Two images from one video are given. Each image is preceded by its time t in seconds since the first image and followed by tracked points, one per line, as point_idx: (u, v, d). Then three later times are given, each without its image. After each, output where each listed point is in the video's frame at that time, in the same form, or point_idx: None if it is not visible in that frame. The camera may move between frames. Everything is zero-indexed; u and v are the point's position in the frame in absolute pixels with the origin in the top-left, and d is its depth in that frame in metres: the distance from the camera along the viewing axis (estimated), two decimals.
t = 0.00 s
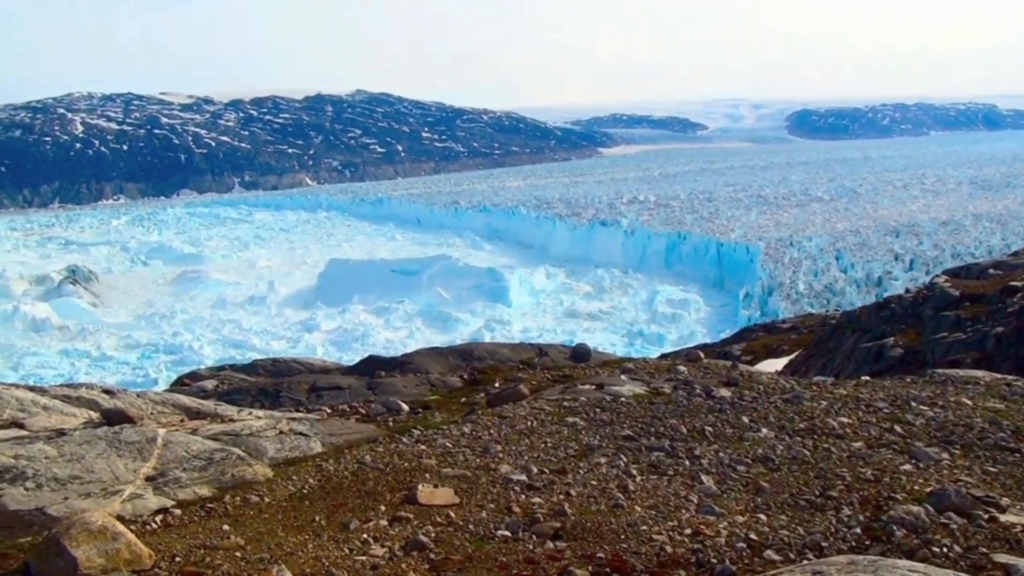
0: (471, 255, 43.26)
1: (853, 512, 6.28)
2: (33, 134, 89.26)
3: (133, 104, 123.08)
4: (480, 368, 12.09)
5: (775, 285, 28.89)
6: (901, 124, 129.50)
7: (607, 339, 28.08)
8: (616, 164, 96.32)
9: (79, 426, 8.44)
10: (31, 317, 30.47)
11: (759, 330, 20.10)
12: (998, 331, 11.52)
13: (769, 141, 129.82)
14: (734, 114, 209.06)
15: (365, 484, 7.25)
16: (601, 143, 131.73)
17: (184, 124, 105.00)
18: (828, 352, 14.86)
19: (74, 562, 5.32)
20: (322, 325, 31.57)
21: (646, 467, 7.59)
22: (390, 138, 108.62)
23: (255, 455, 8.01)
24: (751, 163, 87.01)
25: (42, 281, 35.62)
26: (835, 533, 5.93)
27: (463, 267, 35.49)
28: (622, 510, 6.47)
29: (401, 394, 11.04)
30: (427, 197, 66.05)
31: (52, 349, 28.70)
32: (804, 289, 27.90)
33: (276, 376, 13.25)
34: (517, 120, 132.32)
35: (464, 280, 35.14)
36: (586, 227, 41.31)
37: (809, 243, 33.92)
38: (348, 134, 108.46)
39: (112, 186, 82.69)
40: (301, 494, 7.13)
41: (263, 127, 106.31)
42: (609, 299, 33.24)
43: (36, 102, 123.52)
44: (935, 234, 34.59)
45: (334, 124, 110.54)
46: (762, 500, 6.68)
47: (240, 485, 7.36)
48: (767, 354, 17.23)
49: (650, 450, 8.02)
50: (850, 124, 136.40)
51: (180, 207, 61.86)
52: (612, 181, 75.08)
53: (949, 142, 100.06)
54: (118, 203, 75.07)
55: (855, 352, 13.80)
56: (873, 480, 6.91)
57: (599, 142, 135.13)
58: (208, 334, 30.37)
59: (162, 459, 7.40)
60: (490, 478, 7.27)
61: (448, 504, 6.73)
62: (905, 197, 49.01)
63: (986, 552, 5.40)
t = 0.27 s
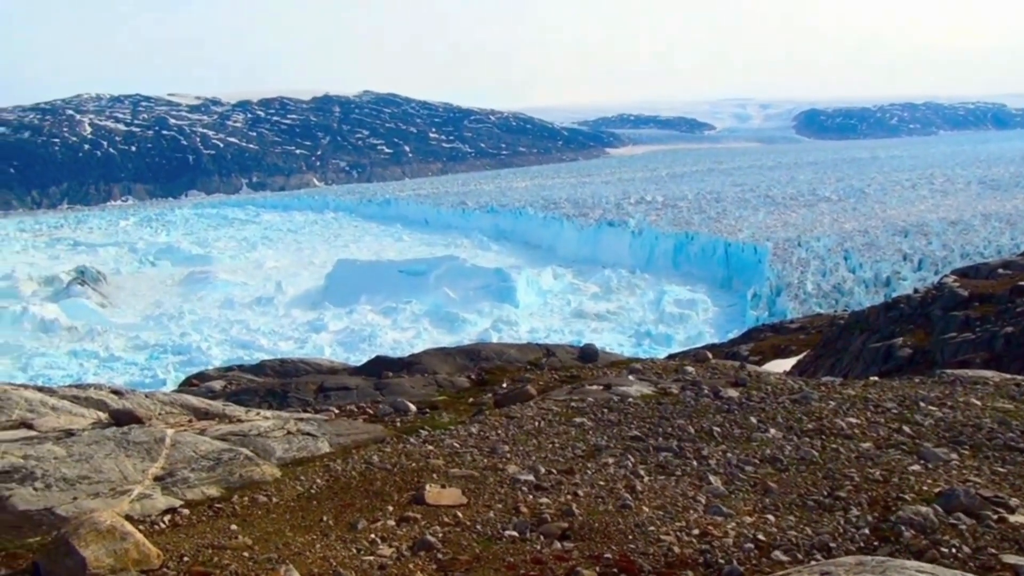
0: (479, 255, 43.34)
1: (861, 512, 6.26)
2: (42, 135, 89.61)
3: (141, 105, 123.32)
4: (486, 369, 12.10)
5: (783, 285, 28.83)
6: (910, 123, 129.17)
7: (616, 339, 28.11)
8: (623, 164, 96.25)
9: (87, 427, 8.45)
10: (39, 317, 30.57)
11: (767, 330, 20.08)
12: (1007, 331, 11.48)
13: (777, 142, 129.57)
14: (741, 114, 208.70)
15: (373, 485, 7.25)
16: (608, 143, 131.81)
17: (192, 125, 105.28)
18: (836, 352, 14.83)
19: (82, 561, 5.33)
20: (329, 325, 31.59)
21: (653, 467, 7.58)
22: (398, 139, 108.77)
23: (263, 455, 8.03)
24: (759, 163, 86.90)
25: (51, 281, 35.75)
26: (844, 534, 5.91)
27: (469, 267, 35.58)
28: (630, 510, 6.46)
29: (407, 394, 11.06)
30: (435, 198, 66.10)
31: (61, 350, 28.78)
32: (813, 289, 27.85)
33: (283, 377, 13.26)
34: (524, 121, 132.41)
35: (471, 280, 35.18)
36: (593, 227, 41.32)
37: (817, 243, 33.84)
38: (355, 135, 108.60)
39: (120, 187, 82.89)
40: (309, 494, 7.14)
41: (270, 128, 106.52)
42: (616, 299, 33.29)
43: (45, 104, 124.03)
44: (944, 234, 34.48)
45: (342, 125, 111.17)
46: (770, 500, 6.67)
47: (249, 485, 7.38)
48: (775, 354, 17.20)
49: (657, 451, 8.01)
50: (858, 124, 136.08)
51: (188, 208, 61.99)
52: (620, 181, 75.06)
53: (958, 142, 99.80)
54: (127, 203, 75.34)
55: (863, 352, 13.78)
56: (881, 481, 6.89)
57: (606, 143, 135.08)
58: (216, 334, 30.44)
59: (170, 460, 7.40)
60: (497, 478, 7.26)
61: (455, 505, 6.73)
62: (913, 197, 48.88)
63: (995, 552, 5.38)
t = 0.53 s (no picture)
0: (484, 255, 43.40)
1: (867, 512, 6.25)
2: (47, 137, 89.86)
3: (147, 107, 123.54)
4: (492, 369, 12.10)
5: (789, 285, 28.80)
6: (915, 122, 128.86)
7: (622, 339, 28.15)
8: (628, 164, 96.19)
9: (94, 428, 8.46)
10: (45, 319, 30.62)
11: (773, 330, 20.04)
12: (1015, 331, 11.44)
13: (782, 141, 129.38)
14: (746, 114, 208.47)
15: (379, 486, 7.25)
16: (613, 143, 131.72)
17: (197, 127, 105.44)
18: (842, 352, 14.80)
19: (90, 563, 5.34)
20: (334, 326, 31.63)
21: (659, 467, 7.57)
22: (402, 140, 108.82)
23: (269, 456, 8.03)
24: (765, 162, 86.74)
25: (57, 283, 35.82)
26: (850, 533, 5.90)
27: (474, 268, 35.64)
28: (636, 511, 6.45)
29: (413, 395, 11.07)
30: (440, 198, 66.13)
31: (67, 352, 28.83)
32: (818, 289, 27.82)
33: (289, 377, 13.28)
34: (529, 121, 132.34)
35: (477, 281, 35.25)
36: (597, 227, 41.35)
37: (822, 243, 33.79)
38: (360, 136, 108.70)
39: (126, 188, 83.06)
40: (315, 495, 7.14)
41: (275, 130, 106.71)
42: (621, 299, 33.31)
43: (51, 106, 124.36)
44: (950, 233, 34.39)
45: (347, 126, 111.34)
46: (776, 500, 6.65)
47: (255, 486, 7.39)
48: (781, 354, 17.18)
49: (663, 451, 8.00)
50: (864, 124, 135.85)
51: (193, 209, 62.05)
52: (625, 181, 75.01)
53: (964, 141, 99.55)
54: (133, 205, 75.50)
55: (869, 351, 13.75)
56: (888, 480, 6.87)
57: (611, 142, 134.98)
58: (222, 335, 30.49)
59: (176, 461, 7.41)
60: (503, 479, 7.27)
61: (461, 505, 6.72)
62: (919, 196, 48.77)
63: (1002, 552, 5.37)
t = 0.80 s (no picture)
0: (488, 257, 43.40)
1: (872, 514, 6.23)
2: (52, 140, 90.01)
3: (151, 110, 123.74)
4: (496, 371, 12.10)
5: (793, 285, 28.77)
6: (920, 122, 128.66)
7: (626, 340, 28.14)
8: (632, 165, 96.15)
9: (99, 430, 8.47)
10: (51, 321, 30.67)
11: (778, 331, 20.02)
12: (1021, 331, 11.41)
13: (786, 142, 129.24)
14: (749, 115, 208.35)
15: (384, 487, 7.25)
16: (617, 144, 131.71)
17: (201, 129, 105.61)
18: (848, 353, 14.77)
19: (95, 563, 5.34)
20: (338, 328, 31.64)
21: (664, 468, 7.56)
22: (406, 142, 108.93)
23: (273, 458, 8.04)
24: (770, 163, 86.63)
25: (62, 285, 35.89)
26: (855, 535, 5.88)
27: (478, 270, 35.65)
28: (641, 512, 6.44)
29: (418, 396, 11.08)
30: (444, 199, 66.15)
31: (72, 353, 28.88)
32: (823, 289, 27.77)
33: (294, 379, 13.29)
34: (533, 123, 132.35)
35: (481, 282, 35.26)
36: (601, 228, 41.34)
37: (827, 243, 33.72)
38: (364, 138, 108.80)
39: (131, 191, 83.21)
40: (320, 496, 7.13)
41: (279, 132, 106.85)
42: (626, 300, 33.30)
43: (56, 108, 124.56)
44: (955, 234, 34.32)
45: (352, 128, 111.51)
46: (781, 501, 6.64)
47: (259, 487, 7.39)
48: (786, 355, 17.15)
49: (667, 452, 7.99)
50: (868, 124, 135.67)
51: (197, 211, 62.12)
52: (630, 182, 74.99)
53: (969, 141, 99.36)
54: (138, 207, 75.58)
55: (874, 352, 13.72)
56: (893, 481, 6.85)
57: (615, 143, 134.93)
58: (226, 337, 30.53)
59: (181, 462, 7.42)
60: (507, 480, 7.26)
61: (466, 507, 6.72)
62: (924, 196, 48.71)
63: (1009, 553, 5.35)
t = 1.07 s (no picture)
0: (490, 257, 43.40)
1: (874, 514, 6.22)
2: (54, 140, 90.09)
3: (152, 110, 123.82)
4: (498, 371, 12.10)
5: (795, 286, 28.76)
6: (921, 122, 128.65)
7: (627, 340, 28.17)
8: (634, 166, 96.17)
9: (100, 430, 8.48)
10: (52, 322, 30.70)
11: (780, 332, 20.02)
12: (1022, 331, 11.40)
13: (788, 142, 129.21)
14: (751, 116, 208.33)
15: (385, 488, 7.25)
16: (618, 145, 131.76)
17: (203, 130, 105.67)
18: (849, 353, 14.77)
19: (96, 564, 5.35)
20: (339, 329, 31.65)
21: (665, 468, 7.56)
22: (408, 142, 108.98)
23: (274, 458, 8.03)
24: (771, 163, 86.64)
25: (64, 286, 35.91)
26: (856, 535, 5.88)
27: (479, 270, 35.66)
28: (642, 512, 6.44)
29: (420, 396, 11.09)
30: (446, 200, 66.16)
31: (73, 354, 28.90)
32: (824, 290, 27.76)
33: (295, 379, 13.30)
34: (534, 124, 132.39)
35: (482, 282, 35.28)
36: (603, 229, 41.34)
37: (828, 244, 33.71)
38: (365, 139, 108.85)
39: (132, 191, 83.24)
40: (321, 497, 7.13)
41: (281, 133, 106.94)
42: (627, 301, 33.30)
43: (58, 109, 124.67)
44: (956, 235, 34.31)
45: (353, 128, 111.64)
46: (783, 502, 6.63)
47: (261, 488, 7.38)
48: (787, 356, 17.15)
49: (668, 453, 7.99)
50: (870, 125, 135.70)
51: (199, 212, 62.16)
52: (631, 183, 74.99)
53: (971, 141, 99.36)
54: (140, 207, 75.67)
55: (875, 352, 13.72)
56: (894, 482, 6.85)
57: (617, 144, 134.96)
58: (227, 338, 30.55)
59: (182, 463, 7.43)
60: (509, 481, 7.26)
61: (467, 507, 6.71)
62: (925, 197, 48.73)
63: (1009, 554, 5.35)
